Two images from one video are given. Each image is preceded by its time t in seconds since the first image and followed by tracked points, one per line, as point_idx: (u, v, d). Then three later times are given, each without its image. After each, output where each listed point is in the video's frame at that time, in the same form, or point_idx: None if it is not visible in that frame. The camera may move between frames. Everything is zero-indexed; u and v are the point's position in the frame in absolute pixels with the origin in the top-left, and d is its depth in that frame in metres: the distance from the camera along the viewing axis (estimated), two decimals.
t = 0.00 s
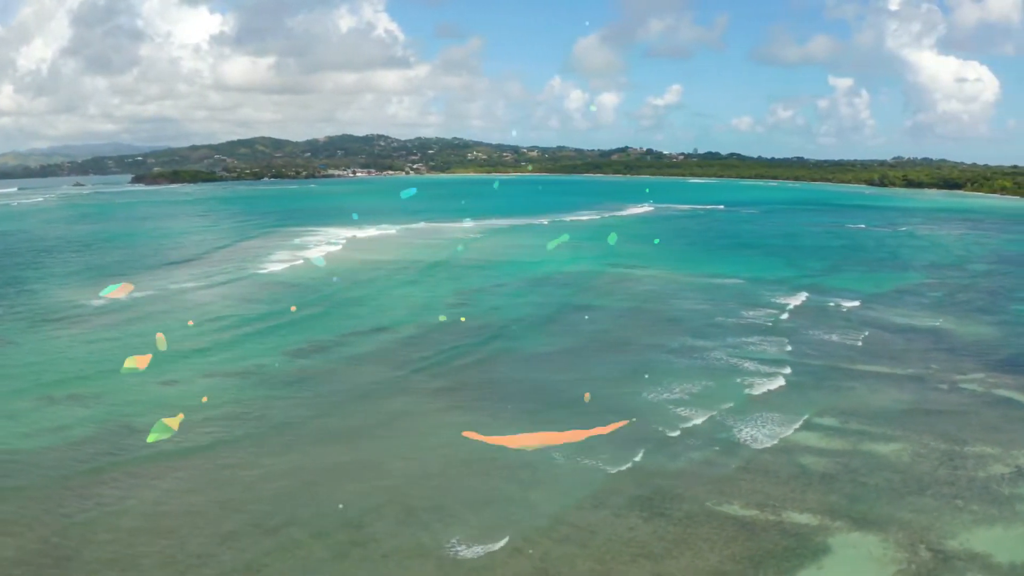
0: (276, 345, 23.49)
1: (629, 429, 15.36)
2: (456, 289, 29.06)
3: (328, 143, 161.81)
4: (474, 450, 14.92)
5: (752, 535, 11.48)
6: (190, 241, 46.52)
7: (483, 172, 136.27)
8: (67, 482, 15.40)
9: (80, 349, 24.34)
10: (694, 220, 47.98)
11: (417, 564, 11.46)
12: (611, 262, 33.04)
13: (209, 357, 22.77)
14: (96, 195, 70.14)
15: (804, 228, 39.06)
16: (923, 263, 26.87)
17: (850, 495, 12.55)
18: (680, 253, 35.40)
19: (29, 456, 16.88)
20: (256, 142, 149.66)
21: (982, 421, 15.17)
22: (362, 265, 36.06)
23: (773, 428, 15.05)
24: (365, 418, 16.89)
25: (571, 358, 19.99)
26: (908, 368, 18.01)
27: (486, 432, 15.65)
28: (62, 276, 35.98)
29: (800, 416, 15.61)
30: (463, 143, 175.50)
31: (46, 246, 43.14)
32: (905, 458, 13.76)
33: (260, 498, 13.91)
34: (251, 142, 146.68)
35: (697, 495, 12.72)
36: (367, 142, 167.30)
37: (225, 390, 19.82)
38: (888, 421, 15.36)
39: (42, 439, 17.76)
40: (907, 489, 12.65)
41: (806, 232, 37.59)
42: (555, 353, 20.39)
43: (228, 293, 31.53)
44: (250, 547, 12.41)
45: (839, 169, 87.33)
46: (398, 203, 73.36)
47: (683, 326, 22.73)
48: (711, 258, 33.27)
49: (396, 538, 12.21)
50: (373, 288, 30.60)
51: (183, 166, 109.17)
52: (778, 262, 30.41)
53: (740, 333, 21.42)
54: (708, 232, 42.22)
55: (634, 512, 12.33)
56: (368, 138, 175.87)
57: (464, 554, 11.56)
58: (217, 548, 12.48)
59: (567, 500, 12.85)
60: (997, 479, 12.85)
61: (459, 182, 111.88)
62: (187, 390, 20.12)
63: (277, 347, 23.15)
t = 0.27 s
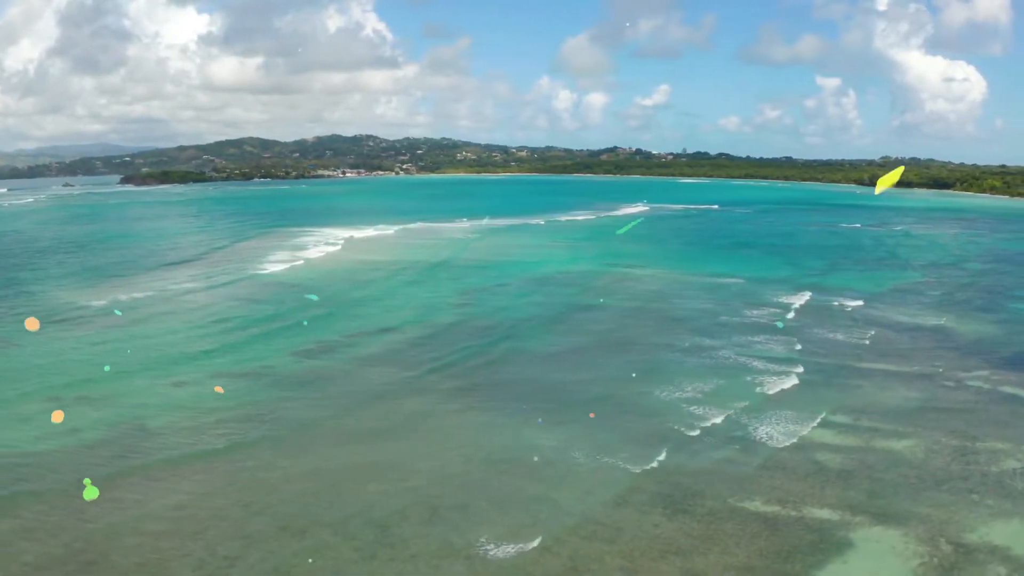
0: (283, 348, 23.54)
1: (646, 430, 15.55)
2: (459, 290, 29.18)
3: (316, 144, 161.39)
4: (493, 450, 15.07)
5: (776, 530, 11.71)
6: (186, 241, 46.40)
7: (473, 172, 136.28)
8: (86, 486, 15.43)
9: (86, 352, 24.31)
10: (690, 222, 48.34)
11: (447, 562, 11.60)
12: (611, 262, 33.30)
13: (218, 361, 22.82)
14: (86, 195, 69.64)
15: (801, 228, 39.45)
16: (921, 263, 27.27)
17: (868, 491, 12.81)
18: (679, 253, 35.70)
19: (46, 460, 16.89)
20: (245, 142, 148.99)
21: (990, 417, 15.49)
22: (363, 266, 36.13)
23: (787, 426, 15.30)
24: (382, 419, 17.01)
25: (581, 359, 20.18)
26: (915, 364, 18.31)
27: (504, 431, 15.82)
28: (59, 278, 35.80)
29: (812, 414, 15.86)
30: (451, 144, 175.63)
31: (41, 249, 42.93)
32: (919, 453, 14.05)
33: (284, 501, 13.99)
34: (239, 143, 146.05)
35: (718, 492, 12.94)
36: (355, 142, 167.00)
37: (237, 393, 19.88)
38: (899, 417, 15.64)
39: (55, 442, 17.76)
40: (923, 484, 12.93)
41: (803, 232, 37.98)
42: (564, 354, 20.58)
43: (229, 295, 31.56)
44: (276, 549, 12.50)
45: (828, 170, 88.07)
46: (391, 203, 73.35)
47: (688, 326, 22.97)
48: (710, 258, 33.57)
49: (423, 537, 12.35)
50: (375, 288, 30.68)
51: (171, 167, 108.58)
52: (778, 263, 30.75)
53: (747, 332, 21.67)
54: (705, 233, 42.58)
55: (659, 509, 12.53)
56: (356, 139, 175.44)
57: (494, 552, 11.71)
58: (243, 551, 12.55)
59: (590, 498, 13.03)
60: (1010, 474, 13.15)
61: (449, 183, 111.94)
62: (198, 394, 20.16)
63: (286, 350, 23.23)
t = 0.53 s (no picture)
0: (292, 349, 23.60)
1: (662, 429, 15.79)
2: (464, 291, 29.32)
3: (305, 144, 160.87)
4: (512, 450, 15.25)
5: (798, 526, 11.96)
6: (183, 242, 46.27)
7: (463, 172, 136.27)
8: (106, 490, 15.48)
9: (93, 356, 24.29)
10: (685, 222, 48.72)
11: (476, 559, 11.77)
12: (612, 262, 33.56)
13: (227, 363, 22.86)
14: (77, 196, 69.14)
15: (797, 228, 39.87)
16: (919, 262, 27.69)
17: (885, 486, 13.10)
18: (678, 253, 36.02)
19: (63, 463, 16.91)
20: (233, 142, 148.24)
21: (998, 413, 15.82)
22: (363, 267, 36.19)
23: (800, 424, 15.57)
24: (399, 420, 17.14)
25: (591, 359, 20.39)
26: (921, 362, 18.64)
27: (521, 431, 16.00)
28: (58, 280, 35.62)
29: (824, 411, 16.14)
30: (440, 144, 175.56)
31: (37, 251, 42.69)
32: (931, 449, 14.35)
33: (307, 502, 14.11)
34: (227, 143, 145.34)
35: (738, 489, 13.19)
36: (344, 142, 166.60)
37: (250, 395, 19.95)
38: (909, 413, 15.94)
39: (69, 445, 17.78)
40: (938, 479, 13.23)
41: (800, 232, 38.40)
42: (574, 354, 20.77)
43: (232, 296, 31.55)
44: (304, 550, 12.61)
45: (818, 171, 88.83)
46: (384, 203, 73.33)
47: (694, 325, 23.24)
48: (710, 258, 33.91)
49: (450, 536, 12.51)
50: (378, 289, 30.78)
51: (160, 167, 107.95)
52: (778, 262, 31.12)
53: (753, 331, 21.96)
54: (701, 233, 42.94)
55: (682, 506, 12.75)
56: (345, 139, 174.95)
57: (522, 549, 11.88)
58: (271, 552, 12.66)
59: (613, 496, 13.24)
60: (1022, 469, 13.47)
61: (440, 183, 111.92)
62: (210, 396, 20.21)
63: (295, 351, 23.31)
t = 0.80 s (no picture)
0: (299, 350, 23.65)
1: (677, 427, 16.01)
2: (467, 292, 29.46)
3: (294, 144, 160.29)
4: (531, 449, 15.41)
5: (820, 521, 12.21)
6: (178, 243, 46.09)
7: (453, 172, 136.26)
8: (126, 492, 15.52)
9: (99, 358, 24.24)
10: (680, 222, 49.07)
11: (506, 557, 11.93)
12: (612, 262, 33.81)
13: (235, 365, 22.88)
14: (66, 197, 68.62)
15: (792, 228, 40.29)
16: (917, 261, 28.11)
17: (901, 481, 13.38)
18: (676, 253, 36.33)
19: (80, 466, 16.92)
20: (221, 142, 147.47)
21: (1005, 410, 16.17)
22: (363, 267, 36.26)
23: (813, 421, 15.84)
24: (415, 421, 17.25)
25: (601, 359, 20.59)
26: (926, 360, 18.97)
27: (538, 431, 16.17)
28: (56, 281, 35.42)
29: (835, 409, 16.43)
30: (428, 144, 175.36)
31: (32, 251, 42.41)
32: (943, 445, 14.66)
33: (330, 503, 14.19)
34: (215, 143, 144.60)
35: (758, 486, 13.43)
36: (333, 142, 166.12)
37: (262, 397, 20.01)
38: (918, 410, 16.25)
39: (83, 449, 17.78)
40: (952, 475, 13.53)
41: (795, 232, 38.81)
42: (584, 354, 20.96)
43: (233, 297, 31.52)
44: (331, 550, 12.70)
45: (807, 171, 89.61)
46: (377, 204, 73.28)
47: (699, 325, 23.50)
48: (709, 258, 34.22)
49: (476, 534, 12.65)
50: (381, 290, 30.87)
51: (149, 168, 107.26)
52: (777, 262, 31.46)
53: (758, 330, 22.25)
54: (697, 233, 43.29)
55: (704, 503, 12.97)
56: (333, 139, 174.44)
57: (550, 546, 12.05)
58: (299, 552, 12.76)
59: (635, 494, 13.44)
60: None
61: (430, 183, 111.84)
62: (221, 399, 20.25)
63: (303, 352, 23.36)
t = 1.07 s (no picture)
0: (307, 351, 23.71)
1: (693, 426, 16.25)
2: (471, 292, 29.59)
3: (282, 144, 159.66)
4: (550, 449, 15.60)
5: (841, 516, 12.48)
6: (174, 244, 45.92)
7: (442, 171, 136.21)
8: (147, 495, 15.57)
9: (106, 360, 24.20)
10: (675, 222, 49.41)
11: (534, 554, 12.11)
12: (612, 262, 34.08)
13: (245, 366, 22.93)
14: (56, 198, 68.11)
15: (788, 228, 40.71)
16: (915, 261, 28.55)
17: (917, 477, 13.68)
18: (675, 253, 36.63)
19: (97, 469, 16.95)
20: (209, 142, 146.62)
21: (1011, 406, 16.54)
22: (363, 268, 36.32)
23: (826, 419, 16.12)
24: (432, 422, 17.39)
25: (610, 358, 20.81)
26: (931, 358, 19.33)
27: (556, 431, 16.36)
28: (54, 283, 35.23)
29: (847, 407, 16.72)
30: (417, 144, 175.15)
31: (27, 253, 42.14)
32: (954, 441, 14.99)
33: (354, 504, 14.32)
34: (203, 143, 143.82)
35: (777, 482, 13.68)
36: (321, 142, 165.59)
37: (275, 398, 20.09)
38: (927, 407, 16.59)
39: (99, 452, 17.79)
40: (966, 470, 13.84)
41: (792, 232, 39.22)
42: (593, 354, 21.17)
43: (236, 298, 31.50)
44: (359, 549, 12.82)
45: (797, 171, 90.34)
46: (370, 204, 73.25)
47: (705, 324, 23.77)
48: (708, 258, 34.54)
49: (503, 533, 12.83)
50: (384, 291, 30.96)
51: (137, 168, 106.52)
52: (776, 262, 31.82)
53: (764, 329, 22.54)
54: (693, 233, 43.62)
55: (726, 500, 13.21)
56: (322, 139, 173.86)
57: (578, 544, 12.25)
58: (327, 552, 12.88)
59: (657, 492, 13.66)
60: None
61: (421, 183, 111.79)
62: (233, 401, 20.29)
63: (311, 353, 23.44)
